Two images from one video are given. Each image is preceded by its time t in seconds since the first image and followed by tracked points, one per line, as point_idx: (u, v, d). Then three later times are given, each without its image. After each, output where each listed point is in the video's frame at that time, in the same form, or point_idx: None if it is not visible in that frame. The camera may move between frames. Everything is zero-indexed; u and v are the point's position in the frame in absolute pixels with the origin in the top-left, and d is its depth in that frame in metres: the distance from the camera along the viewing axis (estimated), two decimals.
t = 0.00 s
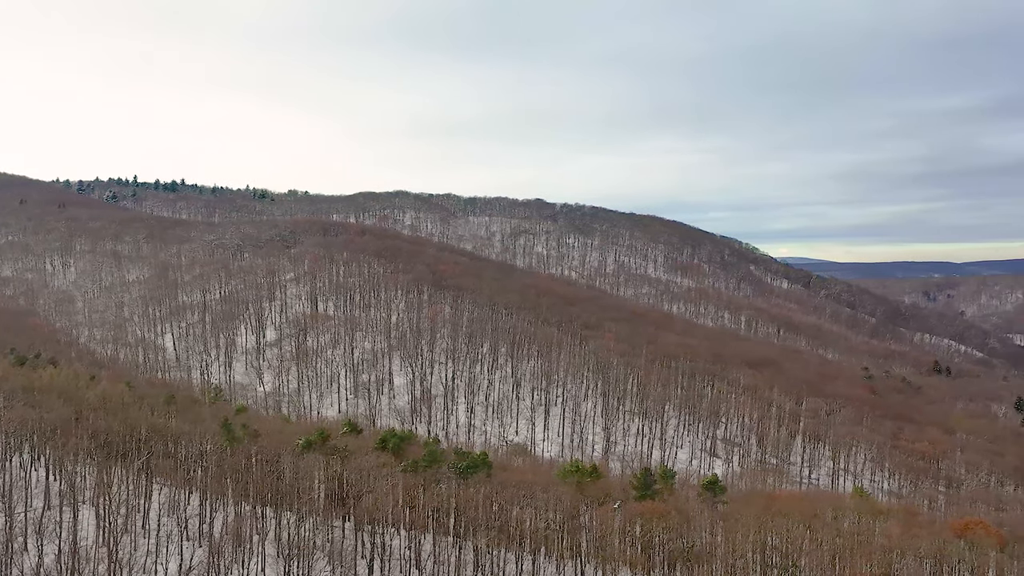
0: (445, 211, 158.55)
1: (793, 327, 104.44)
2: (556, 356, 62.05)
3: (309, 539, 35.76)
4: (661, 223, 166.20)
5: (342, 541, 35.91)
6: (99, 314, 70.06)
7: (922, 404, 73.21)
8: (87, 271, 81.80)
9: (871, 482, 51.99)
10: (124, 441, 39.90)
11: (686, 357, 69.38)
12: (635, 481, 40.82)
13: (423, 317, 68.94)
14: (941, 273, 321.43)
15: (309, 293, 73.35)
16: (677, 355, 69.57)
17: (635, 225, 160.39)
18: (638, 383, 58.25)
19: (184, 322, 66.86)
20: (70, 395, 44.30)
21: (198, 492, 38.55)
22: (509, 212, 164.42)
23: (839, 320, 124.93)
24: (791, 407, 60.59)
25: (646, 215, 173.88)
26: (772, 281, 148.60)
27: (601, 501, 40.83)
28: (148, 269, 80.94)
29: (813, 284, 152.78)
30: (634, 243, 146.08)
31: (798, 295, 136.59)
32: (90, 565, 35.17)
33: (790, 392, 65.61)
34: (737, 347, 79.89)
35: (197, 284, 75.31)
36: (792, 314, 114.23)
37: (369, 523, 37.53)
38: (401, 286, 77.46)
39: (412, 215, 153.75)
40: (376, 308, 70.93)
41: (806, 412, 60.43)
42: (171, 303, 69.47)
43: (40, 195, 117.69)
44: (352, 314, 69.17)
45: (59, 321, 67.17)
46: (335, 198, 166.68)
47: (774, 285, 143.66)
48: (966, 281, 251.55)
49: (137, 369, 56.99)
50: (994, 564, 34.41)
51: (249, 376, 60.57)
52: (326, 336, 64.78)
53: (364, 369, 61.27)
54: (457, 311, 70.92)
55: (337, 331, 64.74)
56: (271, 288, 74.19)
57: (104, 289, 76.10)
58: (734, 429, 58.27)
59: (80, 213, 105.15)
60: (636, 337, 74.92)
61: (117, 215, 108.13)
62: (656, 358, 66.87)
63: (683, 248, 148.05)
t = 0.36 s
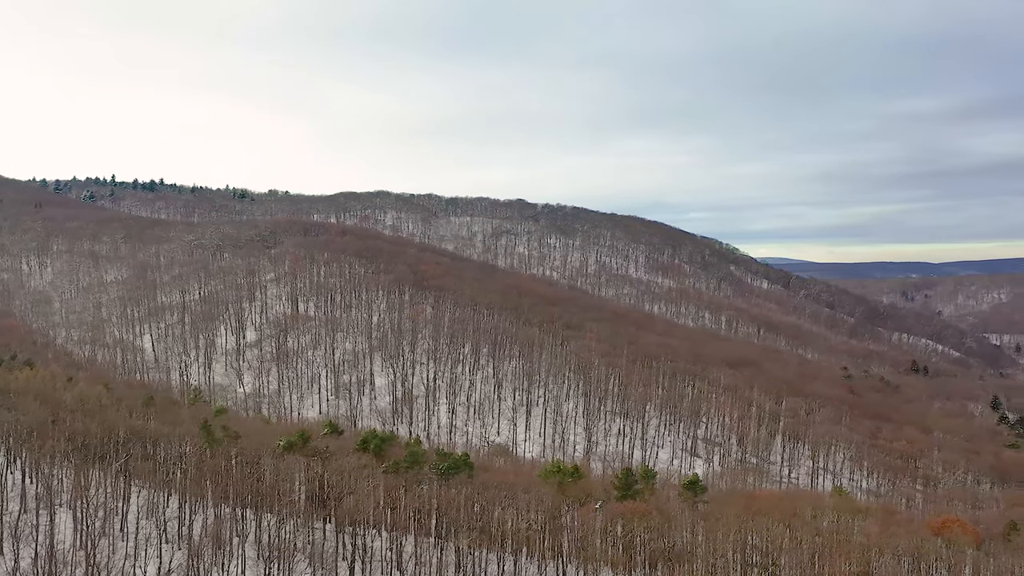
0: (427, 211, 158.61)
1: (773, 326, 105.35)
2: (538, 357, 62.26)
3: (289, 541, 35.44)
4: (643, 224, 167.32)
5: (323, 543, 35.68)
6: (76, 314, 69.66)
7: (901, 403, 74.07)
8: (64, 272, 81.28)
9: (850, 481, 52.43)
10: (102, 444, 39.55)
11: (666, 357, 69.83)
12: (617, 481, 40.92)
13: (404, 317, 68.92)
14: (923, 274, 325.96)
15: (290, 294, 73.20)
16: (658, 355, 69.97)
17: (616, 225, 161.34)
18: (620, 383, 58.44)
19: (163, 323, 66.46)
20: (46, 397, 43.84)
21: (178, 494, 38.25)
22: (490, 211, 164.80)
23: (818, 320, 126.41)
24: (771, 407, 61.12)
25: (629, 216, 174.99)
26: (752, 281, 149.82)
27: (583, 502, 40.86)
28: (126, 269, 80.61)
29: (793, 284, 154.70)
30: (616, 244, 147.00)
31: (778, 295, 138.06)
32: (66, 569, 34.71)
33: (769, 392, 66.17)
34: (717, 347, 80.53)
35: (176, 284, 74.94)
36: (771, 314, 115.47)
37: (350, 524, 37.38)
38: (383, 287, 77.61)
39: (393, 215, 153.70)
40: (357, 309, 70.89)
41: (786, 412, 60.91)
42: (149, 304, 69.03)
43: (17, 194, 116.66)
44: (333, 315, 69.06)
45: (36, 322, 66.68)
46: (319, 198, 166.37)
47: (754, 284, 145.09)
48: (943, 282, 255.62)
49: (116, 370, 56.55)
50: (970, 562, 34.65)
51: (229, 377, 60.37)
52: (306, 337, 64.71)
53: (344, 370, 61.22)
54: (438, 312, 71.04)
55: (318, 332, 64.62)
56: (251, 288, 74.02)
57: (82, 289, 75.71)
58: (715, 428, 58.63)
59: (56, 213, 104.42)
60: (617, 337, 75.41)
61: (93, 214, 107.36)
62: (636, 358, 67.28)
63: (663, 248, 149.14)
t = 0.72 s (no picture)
0: (406, 211, 158.46)
1: (751, 326, 106.18)
2: (517, 357, 62.47)
3: (268, 543, 35.06)
4: (622, 224, 168.09)
5: (302, 545, 35.40)
6: (50, 315, 68.98)
7: (877, 402, 74.86)
8: (38, 272, 80.49)
9: (827, 480, 52.86)
10: (77, 447, 39.11)
11: (645, 357, 70.20)
12: (597, 481, 41.04)
13: (384, 318, 68.82)
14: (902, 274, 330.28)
15: (268, 294, 72.94)
16: (638, 355, 70.26)
17: (594, 225, 161.84)
18: (599, 383, 58.57)
19: (139, 324, 65.89)
20: (20, 400, 43.26)
21: (154, 496, 37.88)
22: (469, 212, 164.82)
23: (796, 320, 127.74)
24: (750, 407, 61.64)
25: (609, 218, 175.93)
26: (731, 281, 150.85)
27: (562, 502, 40.87)
28: (102, 269, 80.20)
29: (772, 284, 156.35)
30: (596, 244, 147.73)
31: (756, 295, 139.36)
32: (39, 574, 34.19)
33: (748, 391, 66.68)
34: (696, 348, 81.09)
35: (153, 285, 74.41)
36: (750, 314, 116.57)
37: (329, 526, 37.20)
38: (363, 287, 77.57)
39: (372, 215, 153.29)
40: (336, 309, 70.81)
41: (764, 412, 61.39)
42: (126, 304, 68.49)
43: None
44: (312, 316, 68.87)
45: (9, 323, 66.04)
46: (300, 198, 165.73)
47: (732, 285, 146.28)
48: (918, 282, 259.24)
49: (92, 372, 55.93)
50: (944, 560, 35.00)
51: (207, 379, 60.07)
52: (285, 338, 64.56)
53: (324, 371, 61.12)
54: (418, 312, 71.15)
55: (297, 333, 64.51)
56: (229, 289, 73.76)
57: (56, 290, 75.16)
58: (694, 428, 58.99)
59: (30, 213, 103.37)
60: (596, 338, 75.91)
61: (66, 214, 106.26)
62: (615, 358, 67.64)
63: (642, 248, 150.06)
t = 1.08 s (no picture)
0: (386, 211, 158.21)
1: (729, 326, 106.96)
2: (497, 358, 62.68)
3: (246, 546, 34.73)
4: (601, 224, 168.56)
5: (280, 548, 35.15)
6: (25, 316, 68.25)
7: (853, 401, 75.61)
8: (10, 273, 79.63)
9: (805, 479, 53.24)
10: (52, 450, 38.69)
11: (625, 357, 70.50)
12: (577, 482, 41.17)
13: (363, 319, 68.69)
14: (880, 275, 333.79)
15: (246, 295, 72.64)
16: (617, 355, 70.52)
17: (573, 226, 162.18)
18: (579, 383, 58.72)
19: (116, 325, 65.30)
20: None
21: (131, 499, 37.50)
22: (448, 212, 164.70)
23: (774, 320, 128.91)
24: (728, 406, 62.10)
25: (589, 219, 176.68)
26: (710, 281, 151.89)
27: (541, 503, 40.86)
28: (78, 269, 79.89)
29: (750, 284, 157.72)
30: (575, 244, 148.28)
31: (735, 295, 140.45)
32: None
33: (726, 391, 67.15)
34: (675, 348, 81.56)
35: (129, 286, 73.88)
36: (729, 314, 117.43)
37: (307, 529, 37.00)
38: (342, 288, 77.40)
39: (352, 215, 152.85)
40: (316, 310, 70.72)
41: (743, 411, 61.83)
42: (101, 305, 67.95)
43: None
44: (291, 316, 68.66)
45: None
46: (280, 198, 164.94)
47: (710, 285, 147.31)
48: (894, 282, 261.93)
49: (68, 374, 55.31)
50: (919, 557, 35.35)
51: (184, 380, 59.75)
52: (263, 338, 64.41)
53: (302, 372, 61.00)
54: (398, 313, 71.20)
55: (275, 333, 64.36)
56: (206, 290, 73.42)
57: (30, 290, 74.61)
58: (673, 428, 59.31)
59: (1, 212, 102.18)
60: (575, 338, 76.27)
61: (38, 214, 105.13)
62: (594, 358, 67.93)
63: (622, 248, 150.89)
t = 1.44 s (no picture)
0: (365, 211, 157.79)
1: (708, 326, 107.66)
2: (477, 359, 62.77)
3: (224, 549, 34.40)
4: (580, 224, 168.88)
5: (258, 550, 34.89)
6: None
7: (830, 401, 76.34)
8: None
9: (783, 478, 53.64)
10: (25, 453, 38.24)
11: (605, 357, 70.78)
12: (557, 482, 41.27)
13: (342, 320, 68.48)
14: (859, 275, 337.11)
15: (224, 295, 72.24)
16: (596, 355, 70.74)
17: (553, 226, 162.15)
18: (560, 383, 58.83)
19: (92, 327, 64.68)
20: None
21: (106, 502, 37.11)
22: (428, 212, 164.46)
23: (752, 320, 129.93)
24: (707, 406, 62.48)
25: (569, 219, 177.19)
26: (690, 281, 152.83)
27: (521, 504, 40.84)
28: (53, 270, 79.54)
29: (728, 283, 158.90)
30: (555, 244, 148.67)
31: (714, 295, 141.43)
32: None
33: (705, 390, 67.56)
34: (654, 348, 81.96)
35: (105, 287, 73.30)
36: (707, 314, 118.23)
37: (285, 531, 36.76)
38: (321, 288, 77.15)
39: (332, 215, 152.16)
40: (295, 310, 70.48)
41: (722, 411, 62.24)
42: (76, 306, 67.36)
43: None
44: (270, 317, 68.38)
45: None
46: (260, 198, 164.07)
47: (689, 285, 148.21)
48: (871, 282, 264.60)
49: (42, 377, 54.69)
50: (894, 555, 35.68)
51: (161, 382, 59.34)
52: (241, 339, 64.16)
53: (281, 374, 60.76)
54: (377, 313, 71.13)
55: (253, 334, 64.13)
56: (184, 290, 72.97)
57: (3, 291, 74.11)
58: (653, 428, 59.62)
59: None
60: (553, 338, 76.50)
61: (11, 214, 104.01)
62: (573, 358, 68.18)
63: (601, 248, 151.52)
